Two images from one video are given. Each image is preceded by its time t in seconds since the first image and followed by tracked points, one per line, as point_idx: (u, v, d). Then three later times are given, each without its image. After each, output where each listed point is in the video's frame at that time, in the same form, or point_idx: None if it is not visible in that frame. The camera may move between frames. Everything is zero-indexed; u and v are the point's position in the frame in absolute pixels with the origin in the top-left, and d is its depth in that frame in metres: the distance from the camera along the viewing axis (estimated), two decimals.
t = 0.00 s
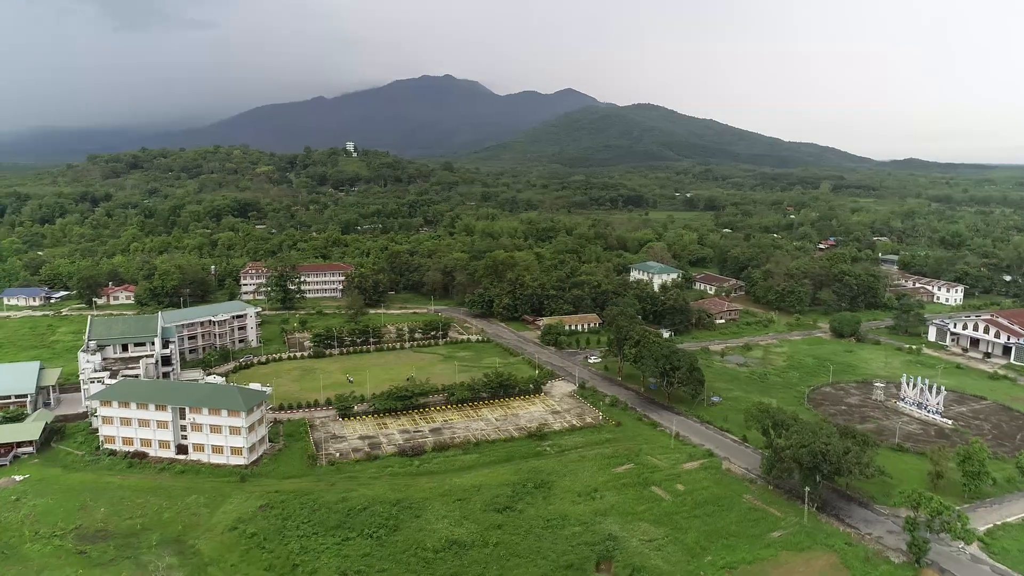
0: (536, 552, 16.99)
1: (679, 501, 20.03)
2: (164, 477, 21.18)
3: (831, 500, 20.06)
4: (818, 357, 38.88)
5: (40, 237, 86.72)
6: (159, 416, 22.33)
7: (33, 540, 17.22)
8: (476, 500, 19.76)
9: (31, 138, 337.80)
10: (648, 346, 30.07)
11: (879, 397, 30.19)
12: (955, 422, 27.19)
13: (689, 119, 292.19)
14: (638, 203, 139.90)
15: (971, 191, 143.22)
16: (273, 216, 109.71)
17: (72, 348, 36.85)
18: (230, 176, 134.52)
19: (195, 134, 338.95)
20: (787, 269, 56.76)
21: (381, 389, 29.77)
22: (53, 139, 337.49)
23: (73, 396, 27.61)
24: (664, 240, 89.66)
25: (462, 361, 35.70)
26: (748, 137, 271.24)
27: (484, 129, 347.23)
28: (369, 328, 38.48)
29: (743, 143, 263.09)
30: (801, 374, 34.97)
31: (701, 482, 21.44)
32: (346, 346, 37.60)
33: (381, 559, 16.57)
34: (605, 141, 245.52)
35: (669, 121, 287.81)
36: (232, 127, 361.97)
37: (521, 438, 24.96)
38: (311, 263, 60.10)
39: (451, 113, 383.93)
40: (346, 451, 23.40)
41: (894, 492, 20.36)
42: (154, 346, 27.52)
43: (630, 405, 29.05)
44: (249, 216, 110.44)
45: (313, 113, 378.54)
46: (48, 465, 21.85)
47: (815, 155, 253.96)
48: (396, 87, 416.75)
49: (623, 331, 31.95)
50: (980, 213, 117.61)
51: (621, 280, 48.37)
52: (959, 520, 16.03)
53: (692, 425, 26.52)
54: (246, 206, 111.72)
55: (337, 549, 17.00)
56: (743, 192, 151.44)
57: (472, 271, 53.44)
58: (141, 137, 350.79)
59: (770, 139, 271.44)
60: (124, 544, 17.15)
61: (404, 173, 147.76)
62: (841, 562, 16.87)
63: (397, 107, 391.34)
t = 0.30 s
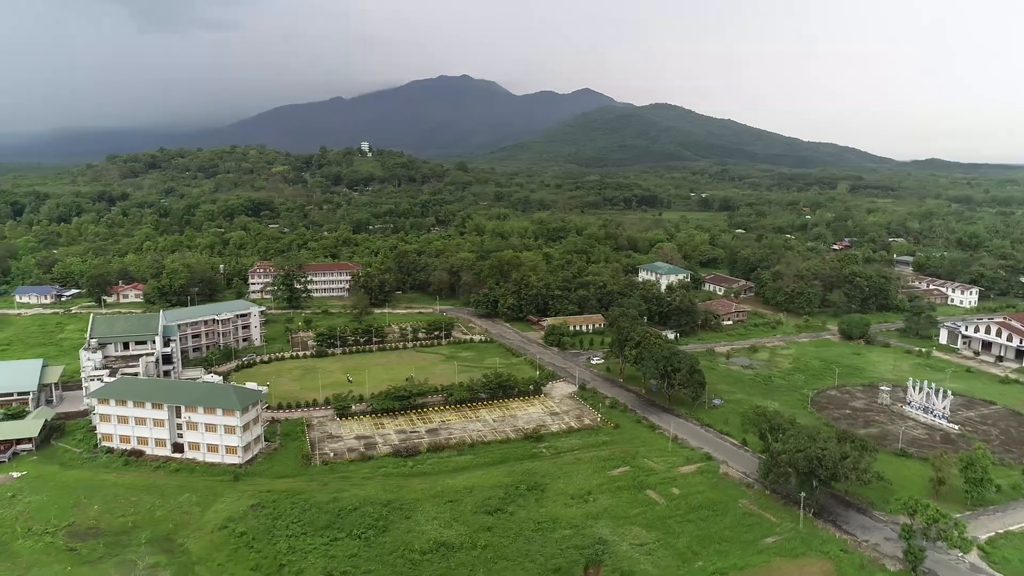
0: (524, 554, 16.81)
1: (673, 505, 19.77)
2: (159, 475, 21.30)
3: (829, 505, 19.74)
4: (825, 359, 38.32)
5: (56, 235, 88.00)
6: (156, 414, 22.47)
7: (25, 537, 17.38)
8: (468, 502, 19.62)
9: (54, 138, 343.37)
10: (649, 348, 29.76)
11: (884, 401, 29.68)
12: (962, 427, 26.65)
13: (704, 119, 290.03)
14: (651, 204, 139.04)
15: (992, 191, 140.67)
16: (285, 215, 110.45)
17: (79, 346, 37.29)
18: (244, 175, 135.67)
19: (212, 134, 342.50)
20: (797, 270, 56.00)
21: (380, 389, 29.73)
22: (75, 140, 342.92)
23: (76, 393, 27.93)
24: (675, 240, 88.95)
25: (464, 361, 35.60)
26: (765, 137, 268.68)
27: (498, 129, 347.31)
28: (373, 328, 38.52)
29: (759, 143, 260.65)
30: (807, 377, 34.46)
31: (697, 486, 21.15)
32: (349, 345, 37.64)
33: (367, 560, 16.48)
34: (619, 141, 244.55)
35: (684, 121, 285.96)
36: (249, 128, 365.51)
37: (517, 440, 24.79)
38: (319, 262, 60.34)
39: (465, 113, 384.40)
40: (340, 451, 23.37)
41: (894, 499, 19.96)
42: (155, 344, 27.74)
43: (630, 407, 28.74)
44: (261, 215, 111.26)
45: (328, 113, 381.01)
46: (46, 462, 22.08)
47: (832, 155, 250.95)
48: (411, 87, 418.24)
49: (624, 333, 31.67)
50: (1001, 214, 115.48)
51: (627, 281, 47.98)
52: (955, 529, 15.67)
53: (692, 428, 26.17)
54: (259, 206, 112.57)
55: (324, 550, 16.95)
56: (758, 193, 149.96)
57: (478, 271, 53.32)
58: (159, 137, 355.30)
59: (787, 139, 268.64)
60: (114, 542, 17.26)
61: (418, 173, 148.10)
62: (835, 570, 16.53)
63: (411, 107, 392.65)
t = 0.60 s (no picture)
0: (511, 557, 16.68)
1: (666, 509, 19.51)
2: (154, 473, 21.44)
3: (826, 511, 19.37)
4: (833, 362, 37.75)
5: (73, 234, 89.35)
6: (152, 412, 22.63)
7: (18, 533, 17.56)
8: (459, 504, 19.51)
9: (76, 138, 349.08)
10: (650, 349, 29.42)
11: (890, 405, 29.18)
12: (968, 433, 26.14)
13: (720, 118, 287.73)
14: (665, 204, 138.11)
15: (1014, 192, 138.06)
16: (298, 215, 111.15)
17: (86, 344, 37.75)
18: (258, 175, 136.83)
19: (229, 134, 346.08)
20: (808, 271, 55.22)
21: (379, 388, 29.68)
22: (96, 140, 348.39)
23: (79, 390, 28.24)
24: (686, 241, 88.30)
25: (466, 362, 35.49)
26: (781, 137, 265.93)
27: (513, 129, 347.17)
28: (376, 327, 38.55)
29: (776, 143, 258.05)
30: (813, 380, 33.96)
31: (693, 490, 20.88)
32: (352, 344, 37.69)
33: (354, 561, 16.44)
34: (634, 141, 243.34)
35: (699, 120, 283.92)
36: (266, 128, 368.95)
37: (514, 441, 24.62)
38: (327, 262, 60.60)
39: (480, 113, 384.68)
40: (336, 450, 23.36)
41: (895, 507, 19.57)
42: (156, 342, 27.93)
43: (630, 408, 28.41)
44: (275, 215, 112.09)
45: (343, 113, 383.28)
46: (44, 458, 22.34)
47: (850, 155, 247.78)
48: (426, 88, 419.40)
49: (625, 334, 31.38)
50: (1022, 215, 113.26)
51: (634, 281, 47.62)
52: (952, 538, 15.32)
53: (692, 431, 25.83)
54: (273, 205, 113.39)
55: (312, 550, 16.93)
56: (776, 193, 148.33)
57: (485, 271, 53.21)
58: (178, 138, 359.76)
59: (805, 139, 265.65)
60: (105, 539, 17.37)
61: (434, 173, 148.35)
62: None
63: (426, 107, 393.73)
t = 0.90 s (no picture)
0: (494, 561, 16.53)
1: (655, 513, 19.29)
2: (145, 472, 21.50)
3: (818, 516, 19.09)
4: (836, 365, 37.30)
5: (84, 232, 90.26)
6: (145, 411, 22.72)
7: (6, 530, 17.67)
8: (447, 505, 19.40)
9: (91, 139, 353.24)
10: (647, 351, 29.15)
11: (891, 408, 28.77)
12: (970, 438, 25.71)
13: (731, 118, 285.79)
14: (674, 204, 137.31)
15: None
16: (306, 214, 111.57)
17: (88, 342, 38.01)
18: (268, 174, 137.62)
19: (241, 134, 348.30)
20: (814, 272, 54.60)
21: (374, 388, 29.61)
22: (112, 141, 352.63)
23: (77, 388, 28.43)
24: (694, 241, 87.74)
25: (464, 362, 35.36)
26: (793, 137, 263.73)
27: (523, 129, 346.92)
28: (375, 327, 38.53)
29: (787, 142, 256.01)
30: (814, 383, 33.56)
31: (684, 493, 20.63)
32: (351, 344, 37.70)
33: (336, 562, 16.37)
34: (644, 142, 242.32)
35: (711, 120, 282.23)
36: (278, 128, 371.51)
37: (506, 443, 24.44)
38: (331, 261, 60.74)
39: (490, 113, 384.68)
40: (327, 450, 23.33)
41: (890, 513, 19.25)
42: (152, 341, 28.01)
43: (626, 410, 28.15)
44: (283, 214, 112.56)
45: (354, 113, 384.74)
46: (38, 456, 22.49)
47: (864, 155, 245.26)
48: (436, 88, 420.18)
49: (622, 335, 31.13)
50: None
51: (636, 281, 47.26)
52: (942, 546, 15.03)
53: (687, 434, 25.54)
54: (282, 205, 113.87)
55: (295, 551, 16.88)
56: (787, 193, 147.05)
57: (487, 271, 53.08)
58: (191, 138, 362.68)
59: (817, 139, 263.10)
60: (91, 538, 17.43)
61: (442, 173, 148.40)
62: None
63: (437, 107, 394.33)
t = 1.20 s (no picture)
0: (476, 564, 16.39)
1: (642, 517, 19.08)
2: (133, 471, 21.52)
3: (808, 521, 18.82)
4: (836, 367, 36.88)
5: (92, 231, 90.96)
6: (135, 410, 22.75)
7: None
8: (433, 507, 19.27)
9: (104, 140, 356.59)
10: (641, 352, 28.90)
11: (891, 412, 28.38)
12: (969, 442, 25.31)
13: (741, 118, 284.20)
14: (682, 204, 136.64)
15: None
16: (313, 214, 111.89)
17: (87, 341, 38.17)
18: (276, 174, 138.16)
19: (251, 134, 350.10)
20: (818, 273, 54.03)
21: (367, 388, 29.53)
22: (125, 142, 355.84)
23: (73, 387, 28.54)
24: (700, 241, 87.20)
25: (460, 362, 35.23)
26: (803, 137, 261.84)
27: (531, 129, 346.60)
28: (372, 326, 38.49)
29: (798, 142, 254.28)
30: (813, 385, 33.16)
31: (673, 497, 20.40)
32: (348, 344, 37.68)
33: (318, 564, 16.30)
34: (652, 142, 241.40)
35: (720, 119, 280.72)
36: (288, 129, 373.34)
37: (497, 444, 24.29)
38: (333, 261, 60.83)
39: (499, 113, 384.67)
40: (317, 451, 23.27)
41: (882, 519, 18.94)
42: (147, 341, 28.04)
43: (620, 412, 27.93)
44: (290, 213, 112.92)
45: (363, 113, 385.87)
46: (29, 454, 22.58)
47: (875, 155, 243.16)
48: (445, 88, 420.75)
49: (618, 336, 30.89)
50: None
51: (636, 282, 46.91)
52: (930, 554, 14.75)
53: (680, 436, 25.28)
54: (289, 204, 114.26)
55: (277, 553, 16.82)
56: (796, 193, 145.91)
57: (488, 271, 52.92)
58: (202, 138, 365.00)
59: (829, 139, 260.80)
60: (76, 537, 17.46)
61: (450, 173, 148.36)
62: None
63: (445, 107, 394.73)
